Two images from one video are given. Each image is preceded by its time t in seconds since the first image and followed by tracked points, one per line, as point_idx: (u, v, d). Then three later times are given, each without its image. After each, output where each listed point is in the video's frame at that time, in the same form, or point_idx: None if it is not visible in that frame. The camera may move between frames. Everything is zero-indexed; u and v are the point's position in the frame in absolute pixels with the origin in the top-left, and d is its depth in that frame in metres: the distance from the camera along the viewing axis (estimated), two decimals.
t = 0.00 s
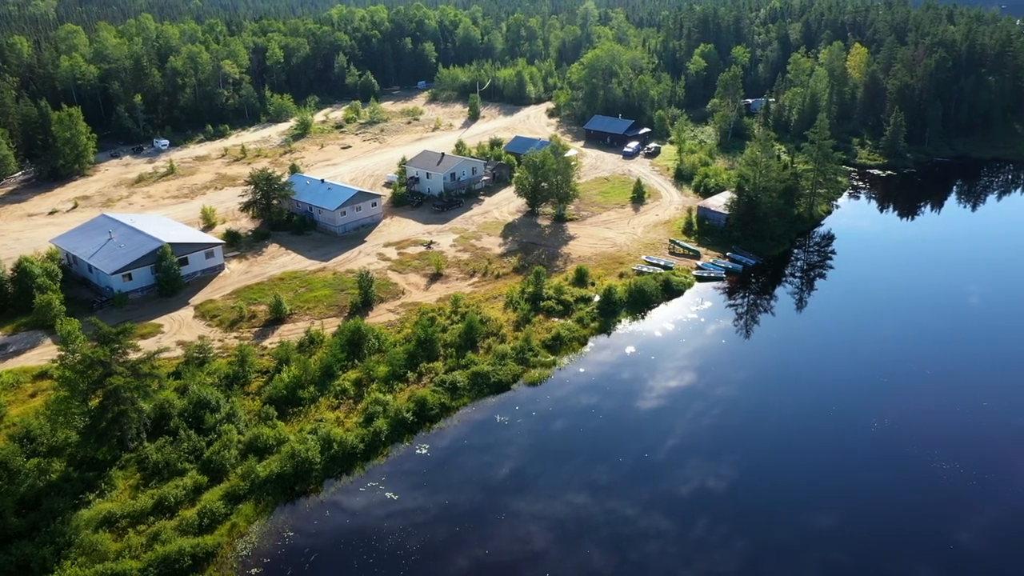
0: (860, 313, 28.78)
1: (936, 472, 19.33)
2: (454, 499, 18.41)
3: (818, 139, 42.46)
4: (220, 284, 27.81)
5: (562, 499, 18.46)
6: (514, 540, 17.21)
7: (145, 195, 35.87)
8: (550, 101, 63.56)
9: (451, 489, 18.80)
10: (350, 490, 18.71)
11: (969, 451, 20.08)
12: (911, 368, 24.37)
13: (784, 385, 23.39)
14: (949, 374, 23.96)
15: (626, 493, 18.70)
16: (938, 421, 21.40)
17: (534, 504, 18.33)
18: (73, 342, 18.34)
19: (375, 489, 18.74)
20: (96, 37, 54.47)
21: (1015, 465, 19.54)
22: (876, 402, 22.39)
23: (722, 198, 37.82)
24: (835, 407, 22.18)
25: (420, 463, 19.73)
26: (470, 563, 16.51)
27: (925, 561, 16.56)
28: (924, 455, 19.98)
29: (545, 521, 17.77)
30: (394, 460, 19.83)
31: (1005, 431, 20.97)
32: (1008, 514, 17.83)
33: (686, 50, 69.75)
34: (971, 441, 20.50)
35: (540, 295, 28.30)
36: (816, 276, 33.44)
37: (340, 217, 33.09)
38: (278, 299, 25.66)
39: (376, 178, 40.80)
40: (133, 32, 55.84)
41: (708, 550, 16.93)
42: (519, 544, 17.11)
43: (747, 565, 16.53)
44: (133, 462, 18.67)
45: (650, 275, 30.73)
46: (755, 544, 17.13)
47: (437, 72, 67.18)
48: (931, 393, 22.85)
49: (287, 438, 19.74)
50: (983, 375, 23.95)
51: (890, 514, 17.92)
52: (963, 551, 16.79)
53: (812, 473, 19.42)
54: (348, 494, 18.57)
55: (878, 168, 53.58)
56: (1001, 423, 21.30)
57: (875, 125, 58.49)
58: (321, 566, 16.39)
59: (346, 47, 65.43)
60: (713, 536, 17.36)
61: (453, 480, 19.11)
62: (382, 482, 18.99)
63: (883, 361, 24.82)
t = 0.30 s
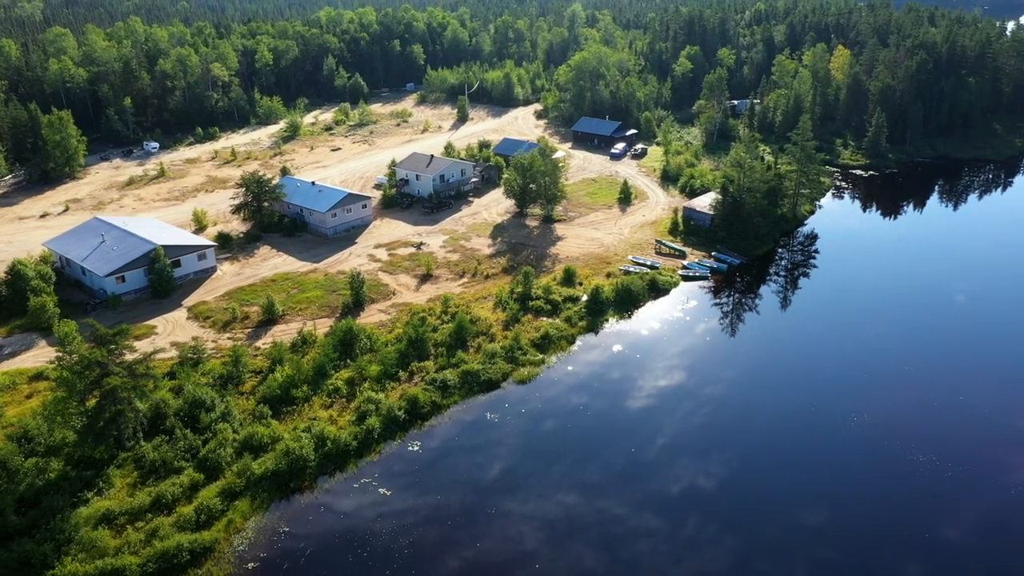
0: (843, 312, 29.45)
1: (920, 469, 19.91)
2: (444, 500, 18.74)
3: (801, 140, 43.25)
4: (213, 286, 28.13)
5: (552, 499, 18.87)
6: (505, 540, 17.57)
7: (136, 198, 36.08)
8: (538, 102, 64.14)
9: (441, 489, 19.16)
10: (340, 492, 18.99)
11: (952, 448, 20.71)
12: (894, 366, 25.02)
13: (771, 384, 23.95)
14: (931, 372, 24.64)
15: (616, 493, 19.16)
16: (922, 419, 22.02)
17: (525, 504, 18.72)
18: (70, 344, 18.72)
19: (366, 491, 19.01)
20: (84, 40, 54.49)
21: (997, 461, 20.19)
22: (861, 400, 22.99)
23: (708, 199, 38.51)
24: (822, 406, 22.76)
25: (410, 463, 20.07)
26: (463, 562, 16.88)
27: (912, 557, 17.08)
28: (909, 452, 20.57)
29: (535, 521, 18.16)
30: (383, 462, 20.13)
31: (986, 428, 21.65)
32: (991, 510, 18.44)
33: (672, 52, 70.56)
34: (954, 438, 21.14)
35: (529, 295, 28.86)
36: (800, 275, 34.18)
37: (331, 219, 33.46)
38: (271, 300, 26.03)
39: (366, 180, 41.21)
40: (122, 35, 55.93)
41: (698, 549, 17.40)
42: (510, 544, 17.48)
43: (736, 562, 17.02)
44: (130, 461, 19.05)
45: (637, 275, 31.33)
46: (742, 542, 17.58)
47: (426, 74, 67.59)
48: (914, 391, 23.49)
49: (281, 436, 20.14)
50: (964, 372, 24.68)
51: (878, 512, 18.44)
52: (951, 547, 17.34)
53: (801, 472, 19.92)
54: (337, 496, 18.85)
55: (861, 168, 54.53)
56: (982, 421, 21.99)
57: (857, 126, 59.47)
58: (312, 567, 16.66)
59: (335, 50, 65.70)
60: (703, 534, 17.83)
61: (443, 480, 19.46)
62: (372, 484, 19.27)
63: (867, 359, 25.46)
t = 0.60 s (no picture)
0: (830, 311, 30.03)
1: (910, 467, 20.37)
2: (436, 501, 19.07)
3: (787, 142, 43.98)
4: (209, 288, 28.48)
5: (544, 499, 19.21)
6: (498, 540, 17.88)
7: (130, 200, 36.34)
8: (529, 104, 64.69)
9: (434, 489, 19.48)
10: (332, 493, 19.26)
11: (941, 445, 21.19)
12: (882, 365, 25.56)
13: (761, 385, 24.43)
14: (919, 371, 25.16)
15: (609, 492, 19.52)
16: (910, 417, 22.51)
17: (518, 504, 19.05)
18: (70, 344, 19.10)
19: (359, 492, 19.29)
20: (76, 42, 54.59)
21: (985, 457, 20.65)
22: (850, 399, 23.49)
23: (696, 199, 39.13)
24: (811, 406, 23.26)
25: (402, 464, 20.38)
26: (457, 562, 17.20)
27: (904, 555, 17.50)
28: (895, 449, 21.10)
29: (529, 521, 18.49)
30: (375, 462, 20.44)
31: (974, 425, 22.15)
32: (981, 506, 18.88)
33: (661, 54, 71.26)
34: (942, 436, 21.62)
35: (520, 295, 29.36)
36: (787, 275, 34.84)
37: (324, 221, 33.84)
38: (266, 301, 26.43)
39: (358, 182, 41.62)
40: (114, 38, 56.14)
41: (691, 547, 17.76)
42: (503, 544, 17.78)
43: (728, 560, 17.38)
44: (129, 459, 19.45)
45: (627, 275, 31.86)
46: (732, 540, 17.96)
47: (417, 76, 67.99)
48: (902, 389, 24.01)
49: (278, 434, 20.56)
50: (951, 370, 25.22)
51: (870, 510, 18.87)
52: (942, 545, 17.74)
53: (793, 472, 20.35)
54: (329, 497, 19.11)
55: (847, 168, 55.32)
56: (970, 417, 22.51)
57: (844, 127, 60.31)
58: (306, 567, 16.95)
59: (327, 52, 66.00)
60: (696, 532, 18.20)
61: (436, 481, 19.79)
62: (365, 485, 19.55)
63: (855, 359, 26.01)
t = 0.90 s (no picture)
0: (818, 311, 30.58)
1: (896, 464, 20.97)
2: (430, 501, 19.45)
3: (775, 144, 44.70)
4: (205, 288, 28.87)
5: (538, 499, 19.59)
6: (492, 541, 18.23)
7: (126, 202, 36.64)
8: (520, 106, 65.26)
9: (427, 490, 19.84)
10: (326, 495, 19.54)
11: (932, 444, 21.70)
12: (873, 365, 26.06)
13: (753, 386, 24.86)
14: (906, 370, 25.75)
15: (602, 492, 19.91)
16: (901, 417, 23.01)
17: (512, 505, 19.44)
18: (72, 344, 19.46)
19: (353, 493, 19.61)
20: (69, 45, 54.74)
21: (974, 455, 21.21)
22: (842, 400, 23.95)
23: (686, 200, 39.75)
24: (800, 405, 23.79)
25: (395, 466, 20.71)
26: (453, 563, 17.57)
27: (898, 554, 17.90)
28: (881, 446, 21.71)
29: (523, 521, 18.86)
30: (369, 463, 20.80)
31: (963, 424, 22.70)
32: (972, 504, 19.37)
33: (651, 55, 71.99)
34: (933, 435, 22.14)
35: (513, 294, 29.89)
36: (775, 274, 35.51)
37: (319, 222, 34.25)
38: (263, 301, 26.85)
39: (352, 183, 42.07)
40: (107, 40, 56.38)
41: (684, 546, 18.14)
42: (497, 545, 18.14)
43: (721, 559, 17.77)
44: (130, 456, 19.86)
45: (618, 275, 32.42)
46: (724, 540, 18.35)
47: (410, 78, 68.43)
48: (893, 389, 24.54)
49: (276, 431, 21.00)
50: (939, 369, 25.81)
51: (864, 510, 19.27)
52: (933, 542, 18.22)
53: (788, 472, 20.73)
54: (323, 498, 19.42)
55: (835, 169, 56.11)
56: (959, 417, 23.07)
57: (831, 128, 61.17)
58: (302, 565, 17.33)
59: (319, 54, 66.32)
60: (690, 532, 18.58)
61: (429, 482, 20.15)
62: (359, 486, 19.86)
63: (845, 359, 26.51)
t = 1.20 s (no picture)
0: (806, 311, 31.16)
1: (886, 462, 21.47)
2: (423, 501, 19.80)
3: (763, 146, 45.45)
4: (202, 289, 29.28)
5: (532, 499, 19.98)
6: (486, 541, 18.57)
7: (121, 204, 36.96)
8: (512, 107, 65.79)
9: (420, 490, 20.18)
10: (320, 496, 19.82)
11: (920, 442, 22.22)
12: (861, 365, 26.60)
13: (744, 386, 25.31)
14: (891, 368, 26.37)
15: (595, 491, 20.33)
16: (891, 416, 23.52)
17: (505, 504, 19.81)
18: (74, 343, 19.87)
19: (346, 494, 19.90)
20: (62, 47, 54.88)
21: (960, 453, 21.76)
22: (831, 400, 24.42)
23: (675, 200, 40.38)
24: (789, 403, 24.30)
25: (387, 467, 21.03)
26: (448, 563, 17.89)
27: (891, 551, 18.32)
28: (869, 445, 22.22)
29: (517, 521, 19.21)
30: (363, 462, 21.15)
31: (951, 422, 23.25)
32: (962, 502, 19.85)
33: (641, 57, 72.69)
34: (922, 434, 22.65)
35: (505, 294, 30.47)
36: (763, 273, 36.23)
37: (314, 224, 34.67)
38: (259, 301, 27.28)
39: (346, 185, 42.51)
40: (100, 43, 56.57)
41: (678, 545, 18.52)
42: (491, 545, 18.48)
43: (713, 558, 18.15)
44: (131, 454, 20.30)
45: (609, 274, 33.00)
46: (716, 539, 18.71)
47: (402, 80, 68.81)
48: (882, 388, 25.06)
49: (274, 428, 21.48)
50: (927, 368, 26.39)
51: (856, 509, 19.69)
52: (924, 540, 18.64)
53: (782, 472, 21.14)
54: (317, 499, 19.71)
55: (821, 169, 56.91)
56: (947, 415, 23.61)
57: (819, 128, 62.04)
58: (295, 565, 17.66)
59: (312, 56, 66.66)
60: (683, 531, 18.97)
61: (422, 482, 20.48)
62: (352, 487, 20.16)
63: (835, 359, 27.03)
